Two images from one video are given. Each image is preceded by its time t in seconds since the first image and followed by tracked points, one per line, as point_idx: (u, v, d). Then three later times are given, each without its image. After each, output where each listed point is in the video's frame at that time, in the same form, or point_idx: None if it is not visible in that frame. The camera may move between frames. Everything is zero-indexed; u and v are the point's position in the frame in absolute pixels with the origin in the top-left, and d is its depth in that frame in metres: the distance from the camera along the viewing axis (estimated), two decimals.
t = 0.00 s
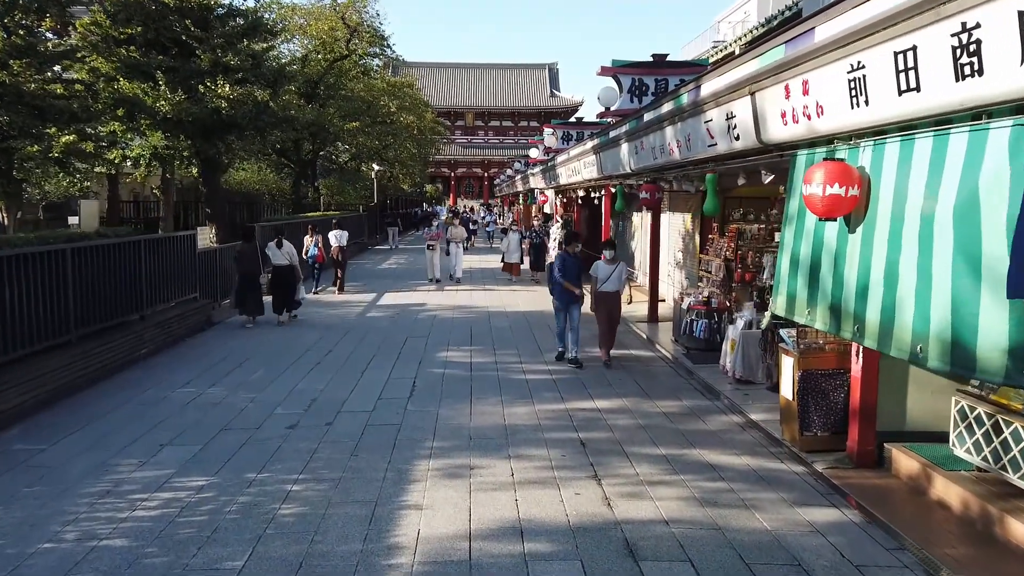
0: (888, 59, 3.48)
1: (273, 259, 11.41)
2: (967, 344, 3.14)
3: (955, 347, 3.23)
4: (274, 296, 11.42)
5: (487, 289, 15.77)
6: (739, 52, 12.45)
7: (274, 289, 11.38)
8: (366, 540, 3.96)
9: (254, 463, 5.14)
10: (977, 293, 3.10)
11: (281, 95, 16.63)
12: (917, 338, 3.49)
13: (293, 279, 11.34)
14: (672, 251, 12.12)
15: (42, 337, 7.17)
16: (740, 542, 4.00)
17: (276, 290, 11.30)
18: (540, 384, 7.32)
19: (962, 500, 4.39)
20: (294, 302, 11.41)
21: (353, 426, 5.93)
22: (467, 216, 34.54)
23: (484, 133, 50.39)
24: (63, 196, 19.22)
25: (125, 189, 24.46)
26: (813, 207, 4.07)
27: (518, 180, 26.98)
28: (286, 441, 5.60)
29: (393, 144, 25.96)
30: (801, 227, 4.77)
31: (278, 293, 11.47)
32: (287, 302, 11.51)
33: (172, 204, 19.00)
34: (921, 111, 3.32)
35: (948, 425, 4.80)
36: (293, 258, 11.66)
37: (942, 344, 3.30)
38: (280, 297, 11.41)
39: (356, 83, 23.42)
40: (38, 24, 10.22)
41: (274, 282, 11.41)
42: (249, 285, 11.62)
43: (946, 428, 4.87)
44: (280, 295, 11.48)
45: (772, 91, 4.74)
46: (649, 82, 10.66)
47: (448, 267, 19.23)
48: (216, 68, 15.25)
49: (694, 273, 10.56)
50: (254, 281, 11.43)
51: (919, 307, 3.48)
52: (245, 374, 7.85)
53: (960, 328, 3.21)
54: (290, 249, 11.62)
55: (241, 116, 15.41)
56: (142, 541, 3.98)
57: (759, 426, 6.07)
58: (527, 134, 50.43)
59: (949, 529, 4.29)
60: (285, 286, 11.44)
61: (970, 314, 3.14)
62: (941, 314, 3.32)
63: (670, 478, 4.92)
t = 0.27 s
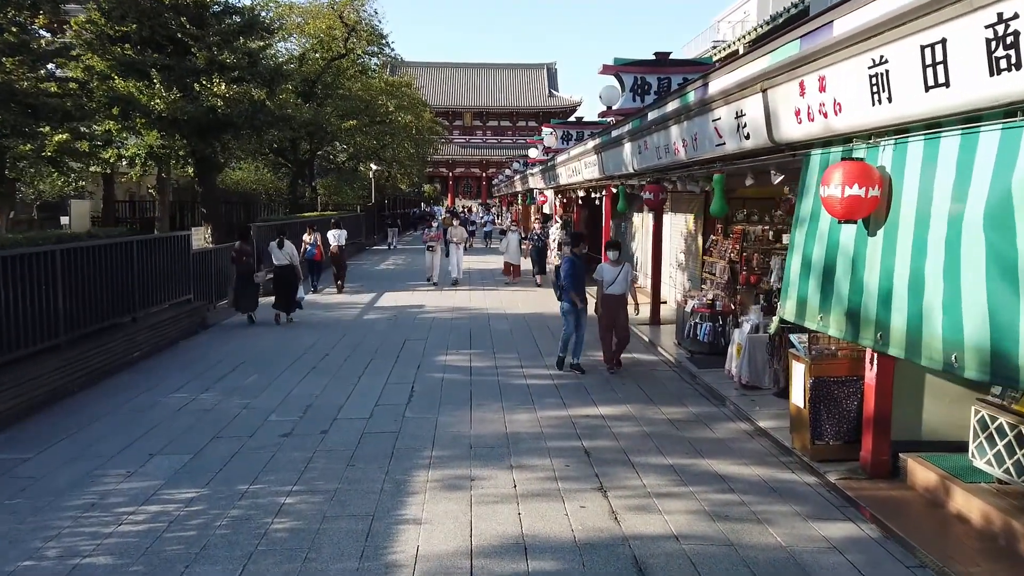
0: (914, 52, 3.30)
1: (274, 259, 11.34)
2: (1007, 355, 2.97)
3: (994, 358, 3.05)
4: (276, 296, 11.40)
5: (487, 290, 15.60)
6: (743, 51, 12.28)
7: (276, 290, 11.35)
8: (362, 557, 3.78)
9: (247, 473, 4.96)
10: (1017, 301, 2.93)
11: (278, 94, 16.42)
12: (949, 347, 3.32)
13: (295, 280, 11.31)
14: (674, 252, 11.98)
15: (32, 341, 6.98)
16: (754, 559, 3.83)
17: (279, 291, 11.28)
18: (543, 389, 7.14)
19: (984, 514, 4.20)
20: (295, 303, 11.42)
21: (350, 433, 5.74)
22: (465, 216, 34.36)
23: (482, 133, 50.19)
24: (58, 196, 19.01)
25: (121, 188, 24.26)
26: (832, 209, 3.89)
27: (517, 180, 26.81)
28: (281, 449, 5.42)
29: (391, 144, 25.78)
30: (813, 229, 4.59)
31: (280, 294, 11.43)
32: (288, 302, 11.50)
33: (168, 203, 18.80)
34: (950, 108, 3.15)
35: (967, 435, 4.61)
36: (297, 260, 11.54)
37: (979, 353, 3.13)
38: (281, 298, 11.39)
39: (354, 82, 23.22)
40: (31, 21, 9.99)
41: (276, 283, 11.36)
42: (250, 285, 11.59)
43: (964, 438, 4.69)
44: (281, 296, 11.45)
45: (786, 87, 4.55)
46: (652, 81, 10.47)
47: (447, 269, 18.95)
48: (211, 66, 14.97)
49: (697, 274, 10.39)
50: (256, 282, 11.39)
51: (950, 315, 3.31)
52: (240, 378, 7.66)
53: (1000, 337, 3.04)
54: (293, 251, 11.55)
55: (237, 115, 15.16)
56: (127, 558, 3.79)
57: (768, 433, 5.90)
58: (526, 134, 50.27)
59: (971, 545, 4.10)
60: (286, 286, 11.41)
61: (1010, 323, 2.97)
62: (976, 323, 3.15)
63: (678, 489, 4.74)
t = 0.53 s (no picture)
0: (937, 43, 3.12)
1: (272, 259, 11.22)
2: None
3: None
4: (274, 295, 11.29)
5: (484, 291, 15.43)
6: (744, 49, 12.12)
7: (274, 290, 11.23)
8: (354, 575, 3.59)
9: (235, 483, 4.77)
10: None
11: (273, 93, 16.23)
12: (975, 355, 3.16)
13: (293, 280, 11.19)
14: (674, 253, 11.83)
15: (17, 345, 6.78)
16: None
17: (277, 291, 11.18)
18: (542, 395, 6.96)
19: (1004, 528, 4.01)
20: (294, 303, 11.30)
21: (344, 441, 5.56)
22: (463, 216, 34.18)
23: (479, 133, 50.00)
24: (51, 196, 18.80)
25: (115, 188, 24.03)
26: (848, 210, 3.72)
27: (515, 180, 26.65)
28: (272, 458, 5.23)
29: (388, 144, 25.60)
30: (826, 230, 4.41)
31: (277, 294, 11.31)
32: (286, 302, 11.38)
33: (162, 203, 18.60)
34: (975, 102, 2.97)
35: (984, 445, 4.43)
36: (294, 261, 11.50)
37: (1009, 362, 2.96)
38: (279, 298, 11.29)
39: (351, 82, 22.98)
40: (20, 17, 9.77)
41: (273, 283, 11.24)
42: (248, 286, 11.49)
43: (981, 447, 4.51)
44: (278, 295, 11.33)
45: (798, 82, 4.36)
46: (653, 79, 10.30)
47: (445, 271, 18.70)
48: (205, 64, 14.71)
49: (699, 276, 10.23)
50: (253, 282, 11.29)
51: (978, 321, 3.14)
52: (232, 382, 7.47)
53: None
54: (292, 252, 11.52)
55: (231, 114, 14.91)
56: None
57: (775, 441, 5.72)
58: (523, 134, 50.12)
59: (992, 560, 3.91)
60: (284, 286, 11.28)
61: None
62: (1006, 330, 2.98)
63: (684, 500, 4.57)
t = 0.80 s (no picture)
0: (960, 32, 2.95)
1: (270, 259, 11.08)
2: None
3: None
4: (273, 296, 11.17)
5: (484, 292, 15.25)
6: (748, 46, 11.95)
7: (273, 290, 11.09)
8: None
9: (224, 494, 4.60)
10: None
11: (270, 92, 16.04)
12: (1000, 361, 2.98)
13: (292, 280, 11.06)
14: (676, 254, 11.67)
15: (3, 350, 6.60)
16: None
17: (276, 291, 11.06)
18: (543, 399, 6.79)
19: None
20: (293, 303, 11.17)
21: (339, 449, 5.39)
22: (463, 216, 34.01)
23: (479, 133, 49.79)
24: (47, 197, 18.62)
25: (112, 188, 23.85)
26: (863, 209, 3.55)
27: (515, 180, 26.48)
28: (263, 467, 5.06)
29: (387, 144, 25.43)
30: (839, 230, 4.24)
31: (276, 294, 11.17)
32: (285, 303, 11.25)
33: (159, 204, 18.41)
34: (1000, 93, 2.80)
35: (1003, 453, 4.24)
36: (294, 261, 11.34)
37: None
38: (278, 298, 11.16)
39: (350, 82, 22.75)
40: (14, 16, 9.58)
41: (272, 283, 11.11)
42: (248, 286, 11.37)
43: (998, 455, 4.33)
44: (276, 296, 11.19)
45: (809, 76, 4.20)
46: (655, 77, 10.14)
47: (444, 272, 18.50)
48: (200, 63, 14.40)
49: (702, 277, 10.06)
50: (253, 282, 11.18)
51: (1002, 326, 2.97)
52: (225, 387, 7.30)
53: None
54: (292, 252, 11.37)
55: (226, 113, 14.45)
56: None
57: (783, 447, 5.55)
58: (523, 134, 49.96)
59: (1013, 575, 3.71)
60: (283, 286, 11.15)
61: None
62: None
63: (690, 511, 4.39)
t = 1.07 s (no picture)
0: (986, 25, 2.79)
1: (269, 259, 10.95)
2: None
3: None
4: (272, 296, 11.05)
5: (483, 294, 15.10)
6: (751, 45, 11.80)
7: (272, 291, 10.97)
8: None
9: (213, 507, 4.44)
10: None
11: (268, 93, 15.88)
12: None
13: (291, 280, 10.94)
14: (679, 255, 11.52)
15: None
16: None
17: (274, 291, 10.94)
18: (543, 406, 6.63)
19: None
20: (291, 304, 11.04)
21: (334, 459, 5.23)
22: (463, 217, 33.85)
23: (479, 133, 49.61)
24: (43, 198, 18.44)
25: (110, 189, 23.68)
26: (877, 213, 3.39)
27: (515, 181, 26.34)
28: (254, 478, 4.89)
29: (386, 145, 25.29)
30: (855, 235, 4.07)
31: (275, 295, 11.05)
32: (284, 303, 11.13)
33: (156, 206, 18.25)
34: None
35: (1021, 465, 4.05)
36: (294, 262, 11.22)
37: None
38: (276, 298, 11.03)
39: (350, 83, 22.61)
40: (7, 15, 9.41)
41: (271, 283, 10.99)
42: (248, 287, 11.28)
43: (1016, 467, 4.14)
44: (275, 296, 11.06)
45: (820, 74, 4.04)
46: (657, 76, 9.99)
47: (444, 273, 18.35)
48: (197, 63, 14.23)
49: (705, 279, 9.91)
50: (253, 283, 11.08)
51: None
52: (218, 393, 7.14)
53: None
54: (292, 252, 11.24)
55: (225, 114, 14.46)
56: None
57: (791, 457, 5.39)
58: (523, 134, 49.83)
59: None
60: (282, 286, 11.02)
61: None
62: None
63: (697, 525, 4.23)
